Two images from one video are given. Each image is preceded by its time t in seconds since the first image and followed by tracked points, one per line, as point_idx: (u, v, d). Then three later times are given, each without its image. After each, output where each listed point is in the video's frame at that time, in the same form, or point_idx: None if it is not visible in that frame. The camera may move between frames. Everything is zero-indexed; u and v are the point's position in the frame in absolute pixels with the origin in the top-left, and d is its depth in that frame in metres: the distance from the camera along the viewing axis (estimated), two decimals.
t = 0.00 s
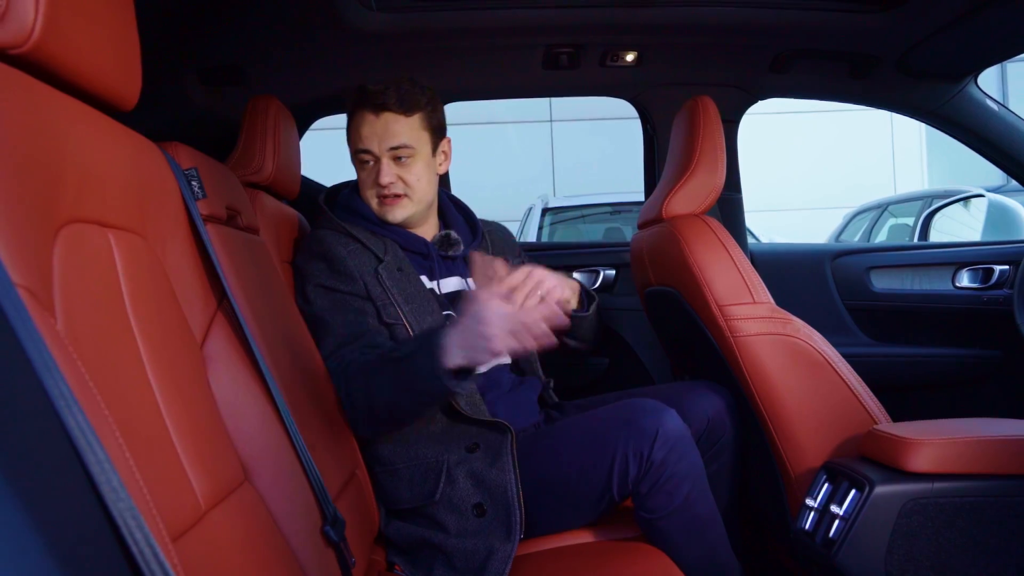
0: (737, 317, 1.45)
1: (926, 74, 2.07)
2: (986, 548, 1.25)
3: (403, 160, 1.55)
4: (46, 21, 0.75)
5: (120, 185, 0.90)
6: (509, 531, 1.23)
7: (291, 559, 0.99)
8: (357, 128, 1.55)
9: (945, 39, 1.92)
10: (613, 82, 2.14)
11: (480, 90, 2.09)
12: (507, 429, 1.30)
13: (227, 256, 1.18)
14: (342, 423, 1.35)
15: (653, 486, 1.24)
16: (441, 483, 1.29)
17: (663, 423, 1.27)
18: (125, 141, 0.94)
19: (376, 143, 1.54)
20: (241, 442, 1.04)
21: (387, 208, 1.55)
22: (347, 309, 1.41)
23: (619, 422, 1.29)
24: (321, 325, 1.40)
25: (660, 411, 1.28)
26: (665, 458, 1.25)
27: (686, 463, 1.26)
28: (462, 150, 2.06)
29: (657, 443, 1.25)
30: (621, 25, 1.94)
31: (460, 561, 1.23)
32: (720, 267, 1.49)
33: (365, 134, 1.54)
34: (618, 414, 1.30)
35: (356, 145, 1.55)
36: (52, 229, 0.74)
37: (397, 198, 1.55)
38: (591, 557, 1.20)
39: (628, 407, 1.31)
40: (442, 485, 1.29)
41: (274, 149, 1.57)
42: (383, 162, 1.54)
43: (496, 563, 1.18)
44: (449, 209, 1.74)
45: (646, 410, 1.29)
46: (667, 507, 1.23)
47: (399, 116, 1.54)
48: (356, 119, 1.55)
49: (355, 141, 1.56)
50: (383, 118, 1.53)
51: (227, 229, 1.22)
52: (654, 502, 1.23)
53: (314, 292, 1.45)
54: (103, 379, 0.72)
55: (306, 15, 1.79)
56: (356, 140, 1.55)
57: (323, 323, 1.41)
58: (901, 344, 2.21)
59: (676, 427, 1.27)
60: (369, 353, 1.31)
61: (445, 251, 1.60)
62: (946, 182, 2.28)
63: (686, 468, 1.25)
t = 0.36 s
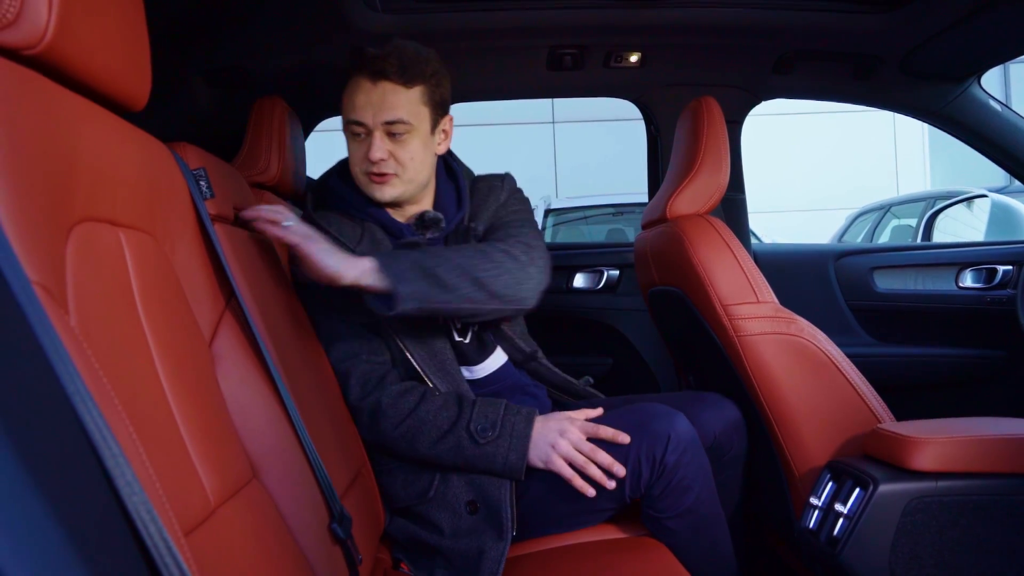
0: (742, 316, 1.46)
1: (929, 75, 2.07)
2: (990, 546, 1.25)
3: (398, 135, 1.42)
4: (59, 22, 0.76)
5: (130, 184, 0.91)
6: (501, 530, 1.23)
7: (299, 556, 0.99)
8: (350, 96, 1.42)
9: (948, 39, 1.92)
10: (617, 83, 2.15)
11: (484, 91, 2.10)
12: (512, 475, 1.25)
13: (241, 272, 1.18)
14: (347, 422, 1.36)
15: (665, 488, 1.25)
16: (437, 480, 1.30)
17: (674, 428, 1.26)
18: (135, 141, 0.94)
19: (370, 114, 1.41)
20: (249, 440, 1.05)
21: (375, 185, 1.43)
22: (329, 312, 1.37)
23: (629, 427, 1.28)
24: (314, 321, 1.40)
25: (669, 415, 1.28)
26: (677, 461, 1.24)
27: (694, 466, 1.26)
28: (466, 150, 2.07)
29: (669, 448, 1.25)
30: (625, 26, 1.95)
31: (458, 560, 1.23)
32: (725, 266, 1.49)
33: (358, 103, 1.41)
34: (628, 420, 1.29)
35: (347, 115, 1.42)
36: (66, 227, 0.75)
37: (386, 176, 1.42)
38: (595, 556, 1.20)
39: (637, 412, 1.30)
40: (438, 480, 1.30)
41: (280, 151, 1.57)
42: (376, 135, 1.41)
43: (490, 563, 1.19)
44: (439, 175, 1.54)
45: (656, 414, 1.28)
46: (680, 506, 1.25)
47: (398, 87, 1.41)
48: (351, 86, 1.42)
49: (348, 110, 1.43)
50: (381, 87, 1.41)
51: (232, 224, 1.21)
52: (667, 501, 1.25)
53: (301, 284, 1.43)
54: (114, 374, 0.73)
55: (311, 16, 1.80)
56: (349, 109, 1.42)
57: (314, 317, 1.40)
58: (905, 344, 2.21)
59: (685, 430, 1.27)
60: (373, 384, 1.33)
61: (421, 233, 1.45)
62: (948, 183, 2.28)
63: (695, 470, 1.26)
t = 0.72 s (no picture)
0: (743, 317, 1.46)
1: (930, 76, 2.08)
2: (992, 546, 1.26)
3: (410, 125, 1.39)
4: (67, 26, 0.77)
5: (136, 187, 0.92)
6: (495, 544, 1.23)
7: (303, 555, 1.00)
8: (362, 84, 1.40)
9: (949, 41, 1.93)
10: (618, 85, 2.16)
11: (487, 93, 2.11)
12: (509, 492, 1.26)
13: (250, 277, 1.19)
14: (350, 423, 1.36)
15: (665, 512, 1.24)
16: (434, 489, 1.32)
17: (675, 453, 1.25)
18: (141, 144, 0.95)
19: (381, 102, 1.38)
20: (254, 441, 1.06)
21: (385, 176, 1.40)
22: (331, 325, 1.40)
23: (630, 452, 1.27)
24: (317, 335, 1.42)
25: (670, 439, 1.27)
26: (678, 486, 1.24)
27: (697, 493, 1.25)
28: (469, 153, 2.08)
29: (670, 475, 1.24)
30: (627, 28, 1.96)
31: (456, 565, 1.24)
32: (726, 267, 1.50)
33: (370, 91, 1.39)
34: (630, 441, 1.28)
35: (357, 103, 1.40)
36: (74, 228, 0.76)
37: (397, 166, 1.40)
38: (597, 557, 1.21)
39: (638, 432, 1.29)
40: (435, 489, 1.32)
41: (283, 153, 1.59)
42: (387, 124, 1.39)
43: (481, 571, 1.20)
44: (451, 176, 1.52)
45: (656, 436, 1.27)
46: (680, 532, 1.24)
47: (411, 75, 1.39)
48: (363, 73, 1.40)
49: (358, 97, 1.40)
50: (393, 75, 1.39)
51: (237, 229, 1.23)
52: (668, 523, 1.24)
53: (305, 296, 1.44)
54: (122, 373, 0.74)
55: (314, 19, 1.81)
56: (359, 97, 1.40)
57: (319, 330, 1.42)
58: (907, 344, 2.21)
59: (686, 453, 1.26)
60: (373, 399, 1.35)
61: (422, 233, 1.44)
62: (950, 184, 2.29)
63: (696, 493, 1.25)
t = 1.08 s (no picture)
0: (745, 317, 1.47)
1: (932, 78, 2.09)
2: (994, 545, 1.26)
3: (453, 144, 1.45)
4: (77, 29, 0.78)
5: (145, 187, 0.93)
6: (516, 520, 1.27)
7: (309, 553, 1.01)
8: (408, 101, 1.43)
9: (951, 42, 1.94)
10: (621, 87, 2.17)
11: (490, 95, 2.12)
12: (516, 449, 1.33)
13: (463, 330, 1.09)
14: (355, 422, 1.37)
15: (665, 506, 1.26)
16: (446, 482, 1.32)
17: (674, 444, 1.28)
18: (149, 145, 0.96)
19: (427, 121, 1.43)
20: (259, 439, 1.07)
21: (425, 190, 1.47)
22: (350, 321, 1.43)
23: (632, 443, 1.30)
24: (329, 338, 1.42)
25: (670, 431, 1.30)
26: (678, 480, 1.26)
27: (697, 484, 1.27)
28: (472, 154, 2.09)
29: (671, 467, 1.26)
30: (629, 30, 1.97)
31: (473, 554, 1.25)
32: (728, 267, 1.51)
33: (416, 109, 1.43)
34: (629, 437, 1.31)
35: (401, 119, 1.44)
36: (85, 227, 0.77)
37: (437, 182, 1.46)
38: (602, 556, 1.21)
39: (639, 425, 1.33)
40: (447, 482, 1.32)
41: (288, 155, 1.60)
42: (430, 142, 1.44)
43: (509, 553, 1.23)
44: (483, 187, 1.61)
45: (657, 430, 1.30)
46: (679, 524, 1.25)
47: (457, 96, 1.43)
48: (407, 89, 1.44)
49: (402, 113, 1.44)
50: (440, 95, 1.43)
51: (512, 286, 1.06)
52: (667, 520, 1.26)
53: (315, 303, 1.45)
54: (132, 371, 0.75)
55: (318, 21, 1.82)
56: (404, 113, 1.44)
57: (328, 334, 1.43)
58: (910, 346, 2.22)
59: (686, 446, 1.29)
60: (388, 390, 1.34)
61: (455, 240, 1.50)
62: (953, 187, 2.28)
63: (696, 488, 1.26)
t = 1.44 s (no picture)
0: (749, 314, 1.48)
1: (933, 77, 2.09)
2: (996, 540, 1.27)
3: (484, 156, 1.47)
4: (89, 24, 0.78)
5: (154, 182, 0.94)
6: (526, 513, 1.30)
7: (315, 546, 1.01)
8: (442, 114, 1.43)
9: (952, 41, 1.95)
10: (624, 86, 2.18)
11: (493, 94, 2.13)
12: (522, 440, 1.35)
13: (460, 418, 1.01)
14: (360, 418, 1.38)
15: (675, 502, 1.28)
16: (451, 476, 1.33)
17: (685, 443, 1.30)
18: (159, 141, 0.97)
19: (462, 135, 1.43)
20: (266, 434, 1.08)
21: (453, 199, 1.49)
22: (361, 318, 1.44)
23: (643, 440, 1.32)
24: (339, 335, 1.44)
25: (682, 431, 1.31)
26: (689, 477, 1.28)
27: (705, 481, 1.29)
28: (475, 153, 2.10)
29: (681, 464, 1.28)
30: (632, 30, 1.98)
31: (481, 550, 1.25)
32: (731, 265, 1.52)
33: (450, 122, 1.43)
34: (641, 434, 1.32)
35: (434, 131, 1.44)
36: (97, 221, 0.78)
37: (466, 192, 1.49)
38: (606, 550, 1.22)
39: (652, 425, 1.34)
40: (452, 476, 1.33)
41: (293, 154, 1.60)
42: (462, 154, 1.45)
43: (520, 543, 1.22)
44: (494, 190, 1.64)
45: (668, 430, 1.32)
46: (686, 521, 1.27)
47: (492, 110, 1.43)
48: (442, 101, 1.43)
49: (436, 125, 1.44)
50: (476, 109, 1.43)
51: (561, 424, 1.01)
52: (676, 515, 1.28)
53: (329, 297, 1.47)
54: (143, 361, 0.76)
55: (323, 21, 1.83)
56: (437, 125, 1.44)
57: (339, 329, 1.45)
58: (912, 344, 2.22)
59: (696, 445, 1.30)
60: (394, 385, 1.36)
61: (473, 240, 1.53)
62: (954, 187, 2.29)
63: (706, 484, 1.29)
